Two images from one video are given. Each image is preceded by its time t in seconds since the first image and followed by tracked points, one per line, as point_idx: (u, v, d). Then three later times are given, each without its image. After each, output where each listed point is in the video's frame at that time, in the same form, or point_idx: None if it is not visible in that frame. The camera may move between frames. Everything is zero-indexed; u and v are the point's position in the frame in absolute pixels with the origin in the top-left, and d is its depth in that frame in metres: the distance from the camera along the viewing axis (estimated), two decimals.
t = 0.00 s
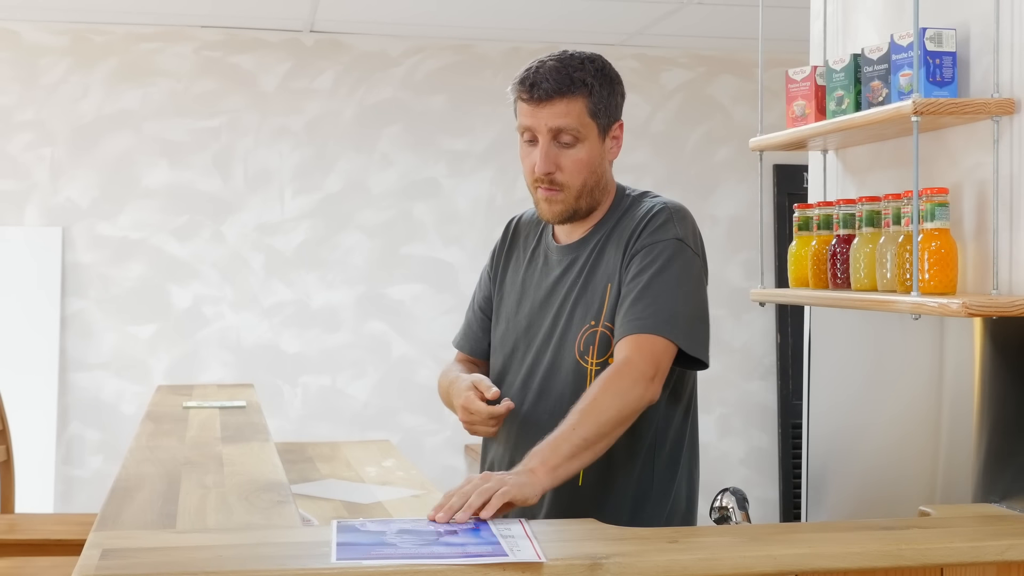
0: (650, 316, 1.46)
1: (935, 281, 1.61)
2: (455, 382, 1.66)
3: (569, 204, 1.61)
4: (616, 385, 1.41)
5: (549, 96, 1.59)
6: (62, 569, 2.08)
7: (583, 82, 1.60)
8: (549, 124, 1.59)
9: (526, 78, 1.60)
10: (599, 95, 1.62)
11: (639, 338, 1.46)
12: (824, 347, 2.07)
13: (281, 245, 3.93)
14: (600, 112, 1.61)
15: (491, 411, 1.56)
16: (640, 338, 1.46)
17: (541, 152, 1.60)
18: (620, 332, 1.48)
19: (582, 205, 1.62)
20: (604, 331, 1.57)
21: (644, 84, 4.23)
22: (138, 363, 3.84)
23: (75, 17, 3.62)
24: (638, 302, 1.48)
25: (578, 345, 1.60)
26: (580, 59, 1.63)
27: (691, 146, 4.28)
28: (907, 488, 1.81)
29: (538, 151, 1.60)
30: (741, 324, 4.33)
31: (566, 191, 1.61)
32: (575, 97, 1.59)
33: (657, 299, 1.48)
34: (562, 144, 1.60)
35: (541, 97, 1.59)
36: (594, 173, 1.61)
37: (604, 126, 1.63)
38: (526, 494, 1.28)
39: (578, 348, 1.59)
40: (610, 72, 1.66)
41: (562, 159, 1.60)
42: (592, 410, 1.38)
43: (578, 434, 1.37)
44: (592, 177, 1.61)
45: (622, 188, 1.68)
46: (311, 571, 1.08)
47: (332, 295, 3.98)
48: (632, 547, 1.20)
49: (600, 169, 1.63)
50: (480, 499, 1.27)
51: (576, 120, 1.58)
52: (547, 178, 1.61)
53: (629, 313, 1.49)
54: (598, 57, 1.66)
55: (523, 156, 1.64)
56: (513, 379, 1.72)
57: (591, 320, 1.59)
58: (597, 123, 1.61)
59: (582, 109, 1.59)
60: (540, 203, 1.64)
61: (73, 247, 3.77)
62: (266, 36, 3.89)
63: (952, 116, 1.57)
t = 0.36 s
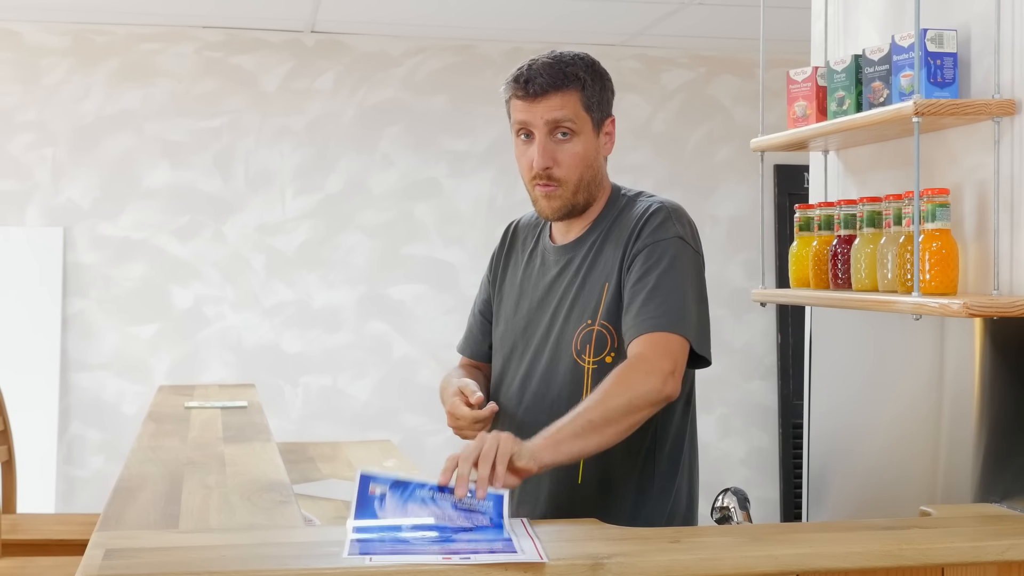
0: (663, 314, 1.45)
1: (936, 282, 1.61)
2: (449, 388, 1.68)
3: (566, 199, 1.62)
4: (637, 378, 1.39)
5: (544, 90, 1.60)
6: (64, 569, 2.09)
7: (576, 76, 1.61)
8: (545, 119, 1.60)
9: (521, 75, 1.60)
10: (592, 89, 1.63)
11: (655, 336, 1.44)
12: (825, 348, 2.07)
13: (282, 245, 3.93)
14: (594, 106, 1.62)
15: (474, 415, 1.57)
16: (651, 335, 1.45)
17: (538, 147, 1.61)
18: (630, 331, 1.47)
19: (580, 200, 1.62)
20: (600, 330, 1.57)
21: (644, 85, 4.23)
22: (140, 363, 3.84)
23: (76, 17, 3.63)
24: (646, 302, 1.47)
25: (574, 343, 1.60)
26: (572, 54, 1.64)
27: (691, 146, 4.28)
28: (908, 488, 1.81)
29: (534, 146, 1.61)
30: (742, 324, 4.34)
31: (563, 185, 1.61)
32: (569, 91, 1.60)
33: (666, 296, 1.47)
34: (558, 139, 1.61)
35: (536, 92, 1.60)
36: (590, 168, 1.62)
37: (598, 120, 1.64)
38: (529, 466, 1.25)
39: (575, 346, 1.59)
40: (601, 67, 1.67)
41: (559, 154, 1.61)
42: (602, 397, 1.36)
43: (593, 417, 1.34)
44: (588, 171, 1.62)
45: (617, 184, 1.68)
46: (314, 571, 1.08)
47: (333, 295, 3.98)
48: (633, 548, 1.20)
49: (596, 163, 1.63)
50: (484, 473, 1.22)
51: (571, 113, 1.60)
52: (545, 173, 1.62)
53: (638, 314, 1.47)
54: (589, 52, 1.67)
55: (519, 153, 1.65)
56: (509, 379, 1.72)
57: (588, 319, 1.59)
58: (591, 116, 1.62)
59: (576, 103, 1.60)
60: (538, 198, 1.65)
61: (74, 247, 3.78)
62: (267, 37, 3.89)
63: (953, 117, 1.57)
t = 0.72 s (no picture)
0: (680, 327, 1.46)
1: (934, 282, 1.62)
2: (450, 394, 1.71)
3: (562, 202, 1.61)
4: (678, 391, 1.43)
5: (534, 96, 1.61)
6: (64, 569, 2.09)
7: (567, 80, 1.61)
8: (537, 123, 1.60)
9: (510, 82, 1.62)
10: (584, 92, 1.63)
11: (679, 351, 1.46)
12: (824, 348, 2.08)
13: (282, 245, 3.93)
14: (586, 108, 1.62)
15: (473, 419, 1.58)
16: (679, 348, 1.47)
17: (531, 152, 1.61)
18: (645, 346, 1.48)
19: (576, 202, 1.62)
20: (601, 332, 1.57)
21: (644, 85, 4.24)
22: (140, 363, 3.84)
23: (76, 17, 3.63)
24: (661, 318, 1.47)
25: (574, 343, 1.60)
26: (563, 57, 1.64)
27: (691, 146, 4.29)
28: (907, 488, 1.81)
29: (528, 151, 1.61)
30: (741, 324, 4.35)
31: (558, 189, 1.61)
32: (560, 95, 1.60)
33: (681, 308, 1.47)
34: (552, 142, 1.61)
35: (526, 97, 1.61)
36: (586, 169, 1.61)
37: (592, 121, 1.63)
38: (585, 355, 1.29)
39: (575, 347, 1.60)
40: (593, 69, 1.67)
41: (553, 157, 1.60)
42: (651, 372, 1.38)
43: (637, 377, 1.36)
44: (583, 172, 1.61)
45: (615, 185, 1.66)
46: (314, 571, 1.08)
47: (332, 294, 3.98)
48: (632, 547, 1.20)
49: (592, 165, 1.62)
50: (583, 320, 1.27)
51: (563, 116, 1.59)
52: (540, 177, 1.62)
53: (654, 327, 1.47)
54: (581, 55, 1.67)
55: (515, 158, 1.65)
56: (510, 378, 1.72)
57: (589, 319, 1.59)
58: (584, 118, 1.61)
59: (568, 106, 1.60)
60: (535, 202, 1.65)
61: (74, 247, 3.78)
62: (267, 37, 3.90)
63: (952, 117, 1.57)
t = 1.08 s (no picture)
0: (689, 340, 1.46)
1: (933, 282, 1.62)
2: (453, 400, 1.71)
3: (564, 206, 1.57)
4: (675, 413, 1.43)
5: (534, 99, 1.58)
6: (64, 569, 2.08)
7: (568, 83, 1.59)
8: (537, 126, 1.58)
9: (512, 83, 1.59)
10: (585, 94, 1.59)
11: (685, 365, 1.47)
12: (823, 348, 2.08)
13: (281, 245, 3.94)
14: (587, 111, 1.59)
15: (479, 426, 1.58)
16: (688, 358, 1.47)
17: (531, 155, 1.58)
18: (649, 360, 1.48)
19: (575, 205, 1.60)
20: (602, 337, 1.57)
21: (644, 85, 4.24)
22: (140, 363, 3.84)
23: (75, 17, 3.63)
24: (668, 332, 1.46)
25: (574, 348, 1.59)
26: (563, 59, 1.61)
27: (691, 146, 4.29)
28: (906, 489, 1.81)
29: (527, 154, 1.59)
30: (741, 324, 4.35)
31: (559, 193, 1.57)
32: (560, 98, 1.57)
33: (688, 319, 1.47)
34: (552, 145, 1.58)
35: (526, 99, 1.59)
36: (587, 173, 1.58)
37: (594, 124, 1.60)
38: (579, 367, 1.22)
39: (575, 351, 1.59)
40: (597, 71, 1.63)
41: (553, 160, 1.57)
42: (652, 396, 1.38)
43: (632, 400, 1.36)
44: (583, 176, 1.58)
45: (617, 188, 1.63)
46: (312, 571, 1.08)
47: (332, 295, 3.98)
48: (630, 547, 1.20)
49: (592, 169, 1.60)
50: (592, 334, 1.20)
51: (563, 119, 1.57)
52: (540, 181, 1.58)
53: (660, 340, 1.47)
54: (582, 56, 1.65)
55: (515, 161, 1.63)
56: (510, 378, 1.72)
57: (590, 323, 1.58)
58: (585, 121, 1.58)
59: (568, 109, 1.58)
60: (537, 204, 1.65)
61: (74, 247, 3.78)
62: (267, 37, 3.90)
63: (950, 118, 1.58)
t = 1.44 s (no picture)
0: (687, 340, 1.46)
1: (930, 281, 1.62)
2: (452, 403, 1.72)
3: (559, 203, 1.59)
4: (673, 413, 1.43)
5: (532, 95, 1.58)
6: (62, 569, 2.08)
7: (565, 80, 1.58)
8: (534, 123, 1.58)
9: (509, 79, 1.59)
10: (582, 91, 1.60)
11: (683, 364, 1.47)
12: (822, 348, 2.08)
13: (281, 245, 3.94)
14: (584, 107, 1.60)
15: (479, 429, 1.58)
16: (686, 358, 1.47)
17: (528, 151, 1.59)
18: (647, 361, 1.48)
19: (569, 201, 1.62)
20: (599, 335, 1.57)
21: (643, 85, 4.24)
22: (139, 363, 3.85)
23: (75, 17, 3.63)
24: (666, 331, 1.47)
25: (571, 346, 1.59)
26: (560, 56, 1.61)
27: (690, 146, 4.29)
28: (905, 488, 1.81)
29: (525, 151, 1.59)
30: (740, 324, 4.35)
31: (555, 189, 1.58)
32: (558, 95, 1.58)
33: (687, 317, 1.47)
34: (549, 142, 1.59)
35: (524, 96, 1.58)
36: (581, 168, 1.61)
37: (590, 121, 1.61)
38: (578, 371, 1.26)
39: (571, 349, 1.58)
40: (593, 67, 1.64)
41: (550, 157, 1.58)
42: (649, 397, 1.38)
43: (627, 403, 1.37)
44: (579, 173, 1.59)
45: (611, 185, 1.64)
46: (309, 570, 1.09)
47: (331, 295, 3.99)
48: (628, 546, 1.20)
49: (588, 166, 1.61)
50: (593, 343, 1.23)
51: (559, 116, 1.58)
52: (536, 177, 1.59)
53: (657, 338, 1.47)
54: (580, 54, 1.65)
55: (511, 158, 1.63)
56: (509, 378, 1.72)
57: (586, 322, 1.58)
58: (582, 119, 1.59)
59: (565, 106, 1.58)
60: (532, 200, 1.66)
61: (73, 247, 3.78)
62: (266, 37, 3.90)
63: (948, 118, 1.57)
